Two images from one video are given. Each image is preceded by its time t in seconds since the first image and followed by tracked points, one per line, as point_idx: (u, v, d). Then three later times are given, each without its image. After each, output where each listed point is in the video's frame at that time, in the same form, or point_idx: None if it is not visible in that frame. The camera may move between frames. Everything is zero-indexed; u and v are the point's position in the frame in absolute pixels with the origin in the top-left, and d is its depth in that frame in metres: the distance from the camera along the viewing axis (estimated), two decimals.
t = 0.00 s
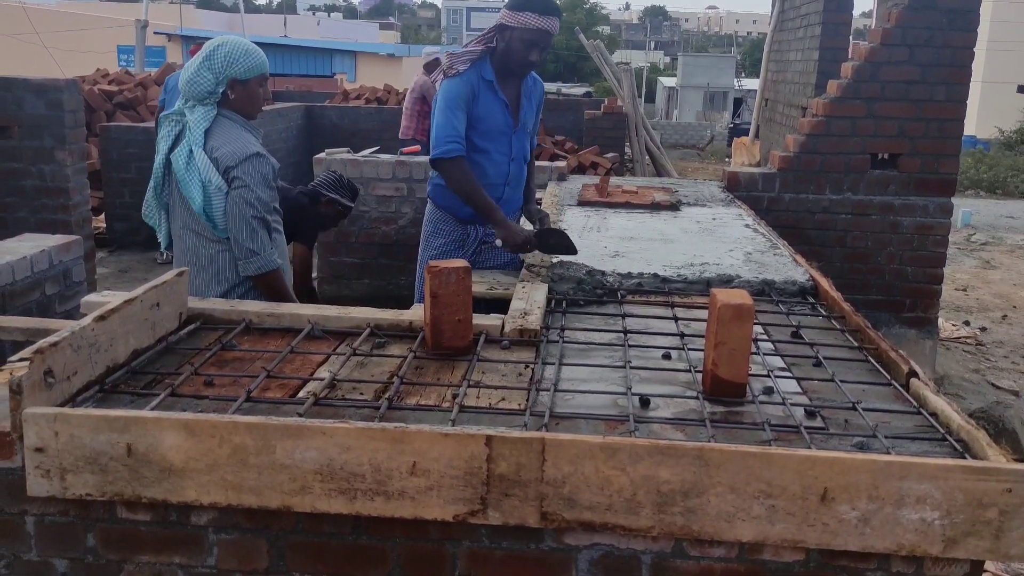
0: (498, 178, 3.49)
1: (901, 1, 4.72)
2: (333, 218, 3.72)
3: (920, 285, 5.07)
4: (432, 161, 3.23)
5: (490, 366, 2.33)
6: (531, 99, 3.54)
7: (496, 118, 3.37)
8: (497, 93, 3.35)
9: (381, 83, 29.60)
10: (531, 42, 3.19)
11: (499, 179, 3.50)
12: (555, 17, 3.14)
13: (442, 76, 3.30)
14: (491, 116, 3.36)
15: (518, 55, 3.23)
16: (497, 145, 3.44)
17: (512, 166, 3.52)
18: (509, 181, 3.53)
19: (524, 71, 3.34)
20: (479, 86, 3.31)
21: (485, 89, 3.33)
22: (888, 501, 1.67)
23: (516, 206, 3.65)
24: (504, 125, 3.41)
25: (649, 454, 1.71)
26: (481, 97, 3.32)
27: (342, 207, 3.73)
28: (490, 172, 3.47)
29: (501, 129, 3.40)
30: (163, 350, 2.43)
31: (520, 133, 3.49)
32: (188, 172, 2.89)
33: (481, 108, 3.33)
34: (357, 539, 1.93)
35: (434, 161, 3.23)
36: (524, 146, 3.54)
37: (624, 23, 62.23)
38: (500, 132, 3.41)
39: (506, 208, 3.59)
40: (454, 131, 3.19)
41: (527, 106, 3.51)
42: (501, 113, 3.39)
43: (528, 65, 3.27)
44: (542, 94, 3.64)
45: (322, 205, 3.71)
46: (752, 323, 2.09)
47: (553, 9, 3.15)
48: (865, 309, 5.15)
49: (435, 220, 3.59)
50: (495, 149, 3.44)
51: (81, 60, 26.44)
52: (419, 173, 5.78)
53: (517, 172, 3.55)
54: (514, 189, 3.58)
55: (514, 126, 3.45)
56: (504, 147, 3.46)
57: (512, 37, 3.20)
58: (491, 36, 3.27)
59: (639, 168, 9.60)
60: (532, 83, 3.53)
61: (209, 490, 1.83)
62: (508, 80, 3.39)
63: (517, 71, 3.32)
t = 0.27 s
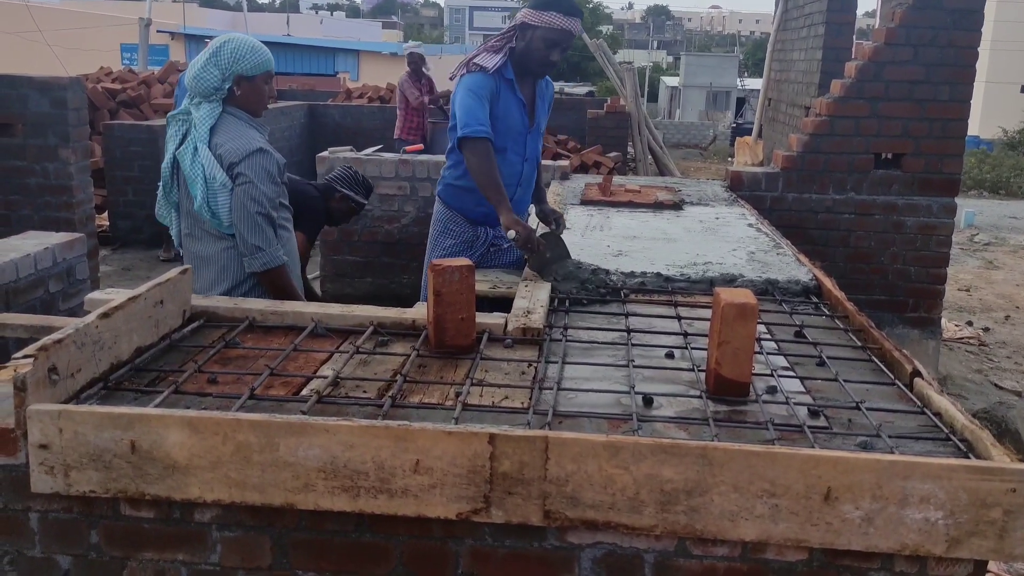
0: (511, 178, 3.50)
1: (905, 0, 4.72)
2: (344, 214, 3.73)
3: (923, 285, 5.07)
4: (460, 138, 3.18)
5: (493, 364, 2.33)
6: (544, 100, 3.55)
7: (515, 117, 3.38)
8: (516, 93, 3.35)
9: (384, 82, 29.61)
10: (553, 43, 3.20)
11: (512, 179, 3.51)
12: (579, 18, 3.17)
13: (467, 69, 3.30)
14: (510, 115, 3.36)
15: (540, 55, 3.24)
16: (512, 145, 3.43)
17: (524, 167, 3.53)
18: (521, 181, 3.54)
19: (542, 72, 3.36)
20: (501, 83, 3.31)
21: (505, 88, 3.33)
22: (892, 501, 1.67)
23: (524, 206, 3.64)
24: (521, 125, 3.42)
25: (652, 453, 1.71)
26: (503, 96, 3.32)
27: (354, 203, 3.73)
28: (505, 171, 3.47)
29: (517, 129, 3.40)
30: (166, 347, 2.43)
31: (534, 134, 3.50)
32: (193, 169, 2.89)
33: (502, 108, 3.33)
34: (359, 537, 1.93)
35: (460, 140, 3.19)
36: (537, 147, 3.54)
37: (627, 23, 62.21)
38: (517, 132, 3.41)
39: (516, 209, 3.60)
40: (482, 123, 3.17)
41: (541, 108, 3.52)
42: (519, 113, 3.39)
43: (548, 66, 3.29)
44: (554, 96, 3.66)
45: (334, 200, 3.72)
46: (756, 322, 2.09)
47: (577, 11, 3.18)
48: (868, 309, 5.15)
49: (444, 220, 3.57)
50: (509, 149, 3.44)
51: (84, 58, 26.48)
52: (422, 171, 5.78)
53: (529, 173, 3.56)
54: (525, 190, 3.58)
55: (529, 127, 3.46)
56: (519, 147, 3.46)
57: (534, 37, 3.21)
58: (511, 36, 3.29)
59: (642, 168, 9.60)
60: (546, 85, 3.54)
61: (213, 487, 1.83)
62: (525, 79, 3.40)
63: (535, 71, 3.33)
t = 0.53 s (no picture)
0: (511, 178, 3.50)
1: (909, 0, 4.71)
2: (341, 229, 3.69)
3: (925, 285, 5.06)
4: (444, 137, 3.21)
5: (495, 363, 2.33)
6: (547, 99, 3.54)
7: (513, 117, 3.38)
8: (514, 92, 3.35)
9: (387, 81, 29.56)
10: (552, 41, 3.19)
11: (511, 180, 3.50)
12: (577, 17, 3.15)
13: (462, 68, 3.31)
14: (509, 115, 3.36)
15: (538, 53, 3.23)
16: (512, 145, 3.43)
17: (525, 168, 3.51)
18: (522, 182, 3.52)
19: (543, 71, 3.34)
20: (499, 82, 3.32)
21: (504, 88, 3.33)
22: (894, 501, 1.66)
23: (526, 205, 3.64)
24: (520, 125, 3.41)
25: (654, 452, 1.71)
26: (499, 95, 3.32)
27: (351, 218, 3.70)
28: (504, 171, 3.47)
29: (517, 129, 3.40)
30: (168, 345, 2.43)
31: (535, 134, 3.49)
32: (194, 168, 2.90)
33: (498, 107, 3.33)
34: (361, 535, 1.93)
35: (446, 140, 3.21)
36: (538, 147, 3.53)
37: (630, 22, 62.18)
38: (517, 132, 3.41)
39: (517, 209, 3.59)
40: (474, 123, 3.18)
41: (543, 107, 3.51)
42: (517, 113, 3.39)
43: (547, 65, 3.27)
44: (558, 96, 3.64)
45: (331, 215, 3.69)
46: (758, 322, 2.09)
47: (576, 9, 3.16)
48: (871, 309, 5.14)
49: (444, 221, 3.57)
50: (509, 148, 3.43)
51: (88, 56, 26.51)
52: (424, 170, 5.78)
53: (530, 174, 3.54)
54: (526, 190, 3.57)
55: (530, 127, 3.45)
56: (519, 147, 3.45)
57: (533, 36, 3.20)
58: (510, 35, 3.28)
59: (645, 167, 9.60)
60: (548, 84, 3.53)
61: (215, 485, 1.83)
62: (525, 79, 3.39)
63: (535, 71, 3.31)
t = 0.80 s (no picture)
0: (511, 177, 3.48)
1: (912, 1, 4.70)
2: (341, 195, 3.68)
3: (927, 286, 5.06)
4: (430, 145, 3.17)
5: (496, 362, 2.33)
6: (547, 98, 3.54)
7: (511, 115, 3.37)
8: (512, 90, 3.35)
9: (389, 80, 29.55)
10: (550, 37, 3.19)
11: (512, 178, 3.48)
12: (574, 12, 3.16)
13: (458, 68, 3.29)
14: (507, 113, 3.36)
15: (536, 50, 3.23)
16: (512, 144, 3.43)
17: (526, 166, 3.50)
18: (523, 181, 3.51)
19: (543, 68, 3.34)
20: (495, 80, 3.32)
21: (501, 86, 3.34)
22: (896, 502, 1.66)
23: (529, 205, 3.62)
24: (519, 123, 3.40)
25: (656, 453, 1.71)
26: (497, 93, 3.32)
27: (351, 185, 3.66)
28: (504, 169, 3.45)
29: (517, 127, 3.40)
30: (170, 343, 2.43)
31: (535, 132, 3.49)
32: (202, 162, 2.91)
33: (495, 104, 3.33)
34: (362, 534, 1.93)
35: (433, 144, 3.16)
36: (540, 146, 3.52)
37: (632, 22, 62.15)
38: (517, 130, 3.40)
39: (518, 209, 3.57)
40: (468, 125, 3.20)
41: (544, 106, 3.52)
42: (517, 111, 3.38)
43: (546, 62, 3.28)
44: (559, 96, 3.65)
45: (331, 181, 3.68)
46: (760, 322, 2.08)
47: (572, 5, 3.18)
48: (873, 309, 5.14)
49: (446, 221, 3.57)
50: (510, 146, 3.43)
51: (90, 54, 26.52)
52: (426, 169, 5.78)
53: (531, 173, 3.53)
54: (527, 189, 3.56)
55: (530, 125, 3.45)
56: (520, 146, 3.45)
57: (530, 32, 3.21)
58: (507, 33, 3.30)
59: (647, 167, 9.59)
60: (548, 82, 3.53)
61: (216, 483, 1.83)
62: (524, 77, 3.40)
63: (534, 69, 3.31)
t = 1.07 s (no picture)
0: (507, 176, 3.48)
1: (914, 1, 4.70)
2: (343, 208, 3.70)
3: (928, 286, 5.06)
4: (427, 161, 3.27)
5: (497, 362, 2.33)
6: (548, 96, 3.53)
7: (507, 114, 3.37)
8: (508, 89, 3.35)
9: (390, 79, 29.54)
10: (547, 36, 3.17)
11: (508, 177, 3.48)
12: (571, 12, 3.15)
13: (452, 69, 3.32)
14: (502, 112, 3.36)
15: (533, 49, 3.22)
16: (508, 143, 3.43)
17: (524, 165, 3.49)
18: (519, 180, 3.50)
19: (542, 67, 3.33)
20: (490, 80, 3.33)
21: (496, 85, 3.34)
22: (895, 503, 1.66)
23: (529, 205, 3.62)
24: (515, 122, 3.40)
25: (656, 453, 1.71)
26: (490, 92, 3.33)
27: (355, 199, 3.73)
28: (500, 167, 3.45)
29: (514, 127, 3.40)
30: (170, 343, 2.43)
31: (533, 132, 3.48)
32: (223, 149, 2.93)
33: (490, 103, 3.34)
34: (362, 534, 1.93)
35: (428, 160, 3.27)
36: (538, 145, 3.51)
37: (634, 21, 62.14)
38: (513, 130, 3.41)
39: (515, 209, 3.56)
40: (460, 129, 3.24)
41: (544, 104, 3.50)
42: (513, 110, 3.38)
43: (541, 61, 3.27)
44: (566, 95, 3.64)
45: (334, 195, 3.69)
46: (760, 322, 2.08)
47: (572, 5, 3.18)
48: (874, 310, 5.13)
49: (446, 221, 3.60)
50: (506, 145, 3.43)
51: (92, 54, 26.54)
52: (427, 169, 5.78)
53: (528, 172, 3.52)
54: (525, 187, 3.55)
55: (528, 124, 3.45)
56: (515, 144, 3.44)
57: (528, 31, 3.20)
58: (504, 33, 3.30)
59: (648, 166, 9.57)
60: (549, 81, 3.52)
61: (216, 483, 1.83)
62: (523, 75, 3.39)
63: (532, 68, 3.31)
